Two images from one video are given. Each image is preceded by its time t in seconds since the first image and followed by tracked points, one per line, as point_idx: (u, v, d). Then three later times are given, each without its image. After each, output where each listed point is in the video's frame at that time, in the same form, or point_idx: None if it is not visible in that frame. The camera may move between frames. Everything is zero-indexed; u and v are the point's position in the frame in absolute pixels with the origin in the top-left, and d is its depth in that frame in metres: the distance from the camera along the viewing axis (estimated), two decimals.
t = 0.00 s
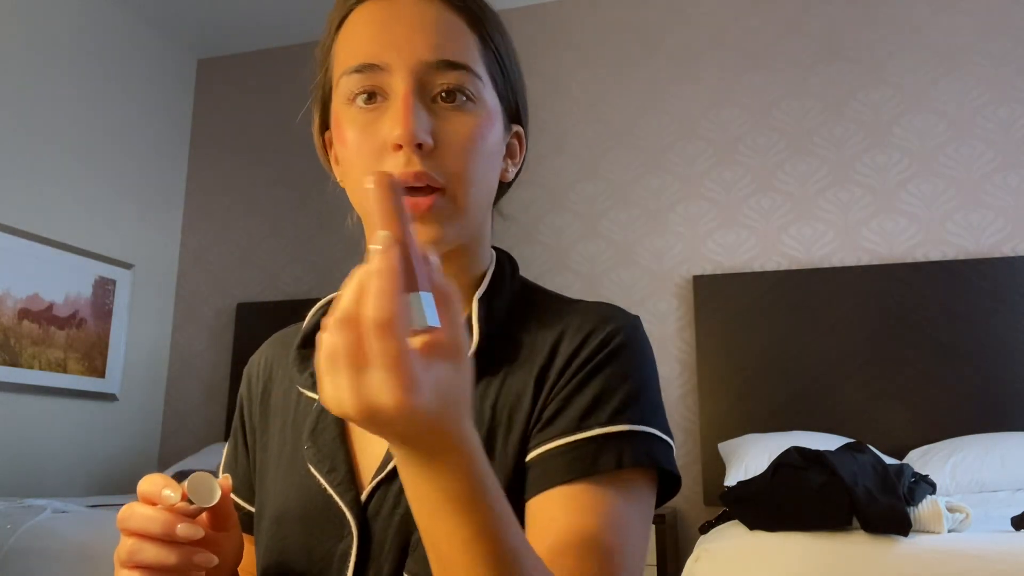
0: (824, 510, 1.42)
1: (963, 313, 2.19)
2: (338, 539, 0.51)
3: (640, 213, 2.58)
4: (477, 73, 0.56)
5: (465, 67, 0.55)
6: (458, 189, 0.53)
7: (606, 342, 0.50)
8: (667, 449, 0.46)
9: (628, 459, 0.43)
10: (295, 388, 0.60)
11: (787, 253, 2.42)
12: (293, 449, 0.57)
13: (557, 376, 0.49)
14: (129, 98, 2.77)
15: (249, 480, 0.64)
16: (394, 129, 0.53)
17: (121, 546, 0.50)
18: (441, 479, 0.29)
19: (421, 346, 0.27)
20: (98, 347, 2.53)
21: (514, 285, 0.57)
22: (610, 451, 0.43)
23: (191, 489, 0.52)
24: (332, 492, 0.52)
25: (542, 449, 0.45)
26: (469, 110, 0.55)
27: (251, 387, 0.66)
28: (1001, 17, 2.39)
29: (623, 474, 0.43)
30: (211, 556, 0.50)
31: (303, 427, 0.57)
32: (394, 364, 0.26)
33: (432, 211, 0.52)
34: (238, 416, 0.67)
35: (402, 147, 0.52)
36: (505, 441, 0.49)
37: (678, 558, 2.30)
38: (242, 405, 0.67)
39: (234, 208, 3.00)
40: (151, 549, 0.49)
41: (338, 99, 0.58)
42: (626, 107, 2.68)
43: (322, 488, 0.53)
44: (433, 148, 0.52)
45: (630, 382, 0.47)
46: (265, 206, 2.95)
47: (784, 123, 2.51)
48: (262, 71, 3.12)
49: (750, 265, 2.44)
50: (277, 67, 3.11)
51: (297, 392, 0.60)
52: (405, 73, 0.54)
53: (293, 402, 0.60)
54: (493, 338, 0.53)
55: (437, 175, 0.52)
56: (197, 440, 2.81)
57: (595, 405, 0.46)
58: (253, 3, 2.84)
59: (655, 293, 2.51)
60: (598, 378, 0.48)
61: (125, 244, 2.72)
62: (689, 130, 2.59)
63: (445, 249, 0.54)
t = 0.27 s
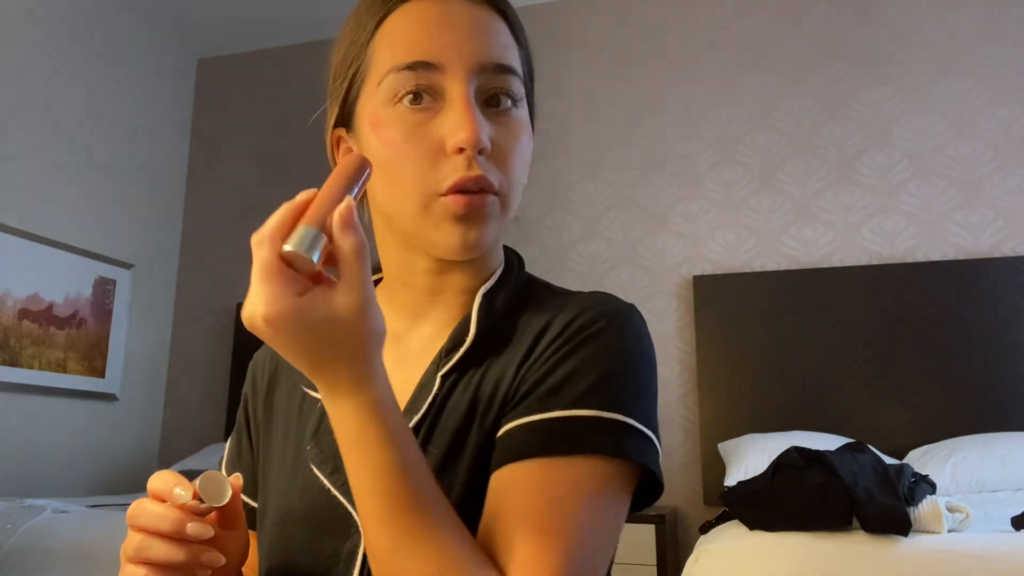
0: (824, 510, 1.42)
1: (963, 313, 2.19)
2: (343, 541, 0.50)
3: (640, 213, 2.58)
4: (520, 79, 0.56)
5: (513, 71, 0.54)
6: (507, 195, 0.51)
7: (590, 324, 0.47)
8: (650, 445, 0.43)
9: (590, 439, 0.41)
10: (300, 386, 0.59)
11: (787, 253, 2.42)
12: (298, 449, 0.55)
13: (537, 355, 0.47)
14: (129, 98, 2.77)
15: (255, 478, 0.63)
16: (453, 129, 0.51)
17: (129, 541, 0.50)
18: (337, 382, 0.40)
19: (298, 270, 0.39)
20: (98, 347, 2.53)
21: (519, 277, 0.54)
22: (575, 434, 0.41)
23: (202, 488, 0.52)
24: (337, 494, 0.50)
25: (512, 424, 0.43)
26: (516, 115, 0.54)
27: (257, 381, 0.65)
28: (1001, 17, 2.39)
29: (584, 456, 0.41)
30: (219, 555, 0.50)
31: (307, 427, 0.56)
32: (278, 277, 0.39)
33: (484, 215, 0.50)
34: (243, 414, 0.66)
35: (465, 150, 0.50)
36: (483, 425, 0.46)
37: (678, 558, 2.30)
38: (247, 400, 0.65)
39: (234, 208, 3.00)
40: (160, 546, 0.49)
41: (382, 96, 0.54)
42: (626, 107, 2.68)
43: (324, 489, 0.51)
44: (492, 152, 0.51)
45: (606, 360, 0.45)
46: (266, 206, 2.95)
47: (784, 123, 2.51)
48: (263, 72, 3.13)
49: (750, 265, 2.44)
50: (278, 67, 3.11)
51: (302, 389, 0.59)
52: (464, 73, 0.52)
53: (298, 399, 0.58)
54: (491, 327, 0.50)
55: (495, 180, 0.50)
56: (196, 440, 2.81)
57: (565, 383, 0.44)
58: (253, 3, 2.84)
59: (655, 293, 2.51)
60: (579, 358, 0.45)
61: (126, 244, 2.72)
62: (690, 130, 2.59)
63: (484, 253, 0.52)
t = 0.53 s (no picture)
0: (824, 510, 1.42)
1: (964, 313, 2.19)
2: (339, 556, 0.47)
3: (640, 213, 2.58)
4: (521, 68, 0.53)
5: (514, 59, 0.52)
6: (515, 186, 0.48)
7: (577, 314, 0.43)
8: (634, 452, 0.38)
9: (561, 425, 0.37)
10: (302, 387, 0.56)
11: (787, 253, 2.42)
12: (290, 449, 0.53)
13: (518, 341, 0.43)
14: (129, 98, 2.77)
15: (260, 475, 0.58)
16: (456, 115, 0.48)
17: (129, 550, 0.48)
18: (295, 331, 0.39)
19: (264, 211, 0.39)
20: (98, 347, 2.53)
21: (520, 272, 0.51)
22: (550, 422, 0.37)
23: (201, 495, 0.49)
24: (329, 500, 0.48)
25: (485, 408, 0.39)
26: (518, 105, 0.51)
27: (265, 377, 0.61)
28: (1001, 17, 2.39)
29: (553, 449, 0.36)
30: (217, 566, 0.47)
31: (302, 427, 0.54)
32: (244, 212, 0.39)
33: (491, 206, 0.47)
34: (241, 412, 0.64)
35: (470, 136, 0.47)
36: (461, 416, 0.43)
37: (678, 557, 2.30)
38: (256, 396, 0.61)
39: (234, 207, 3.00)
40: (157, 554, 0.46)
41: (383, 87, 0.52)
42: (626, 107, 2.68)
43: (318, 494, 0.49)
44: (500, 138, 0.48)
45: (591, 347, 0.40)
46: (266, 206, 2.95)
47: (784, 123, 2.51)
48: (263, 72, 3.13)
49: (750, 265, 2.44)
50: (278, 67, 3.11)
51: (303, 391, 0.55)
52: (466, 58, 0.50)
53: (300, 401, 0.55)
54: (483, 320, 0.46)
55: (502, 168, 0.47)
56: (196, 440, 2.81)
57: (542, 369, 0.40)
58: (253, 3, 2.84)
59: (655, 293, 2.51)
60: (563, 343, 0.41)
61: (126, 244, 2.72)
62: (690, 129, 2.59)
63: (491, 248, 0.49)
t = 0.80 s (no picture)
0: (824, 510, 1.42)
1: (964, 313, 2.19)
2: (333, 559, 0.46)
3: (640, 213, 2.58)
4: (515, 63, 0.54)
5: (508, 52, 0.52)
6: (507, 173, 0.48)
7: (567, 306, 0.43)
8: (623, 449, 0.37)
9: (544, 414, 0.36)
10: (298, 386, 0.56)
11: (787, 252, 2.42)
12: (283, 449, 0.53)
13: (509, 335, 0.43)
14: (129, 99, 2.77)
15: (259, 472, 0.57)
16: (446, 100, 0.48)
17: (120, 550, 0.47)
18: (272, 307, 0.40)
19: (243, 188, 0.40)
20: (98, 347, 2.53)
21: (518, 268, 0.51)
22: (537, 416, 0.36)
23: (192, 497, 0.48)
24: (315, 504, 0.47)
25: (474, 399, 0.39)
26: (512, 96, 0.51)
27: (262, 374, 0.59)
28: (1001, 17, 2.39)
29: (540, 441, 0.35)
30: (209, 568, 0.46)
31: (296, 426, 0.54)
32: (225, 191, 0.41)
33: (482, 190, 0.46)
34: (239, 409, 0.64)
35: (461, 120, 0.47)
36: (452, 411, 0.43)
37: (678, 557, 2.30)
38: (255, 394, 0.60)
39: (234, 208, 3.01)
40: (148, 556, 0.45)
41: (374, 78, 0.52)
42: (625, 107, 2.68)
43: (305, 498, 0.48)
44: (492, 124, 0.48)
45: (582, 338, 0.39)
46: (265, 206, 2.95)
47: (784, 123, 2.51)
48: (263, 72, 3.13)
49: (750, 265, 2.44)
50: (278, 68, 3.11)
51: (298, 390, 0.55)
52: (457, 44, 0.50)
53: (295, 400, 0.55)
54: (477, 316, 0.46)
55: (493, 153, 0.47)
56: (196, 440, 2.81)
57: (531, 361, 0.39)
58: (253, 4, 2.84)
59: (655, 293, 2.51)
60: (553, 334, 0.40)
61: (126, 244, 2.72)
62: (689, 129, 2.59)
63: (486, 239, 0.48)
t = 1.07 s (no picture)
0: (823, 510, 1.41)
1: (963, 313, 2.19)
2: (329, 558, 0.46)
3: (640, 213, 2.58)
4: (512, 58, 0.54)
5: (504, 47, 0.52)
6: (507, 168, 0.48)
7: (563, 305, 0.43)
8: (618, 450, 0.37)
9: (538, 415, 0.36)
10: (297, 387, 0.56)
11: (787, 253, 2.42)
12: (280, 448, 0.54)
13: (503, 335, 0.43)
14: (129, 98, 2.77)
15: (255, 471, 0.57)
16: (444, 98, 0.48)
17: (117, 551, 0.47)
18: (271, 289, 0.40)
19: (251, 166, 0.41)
20: (98, 347, 2.53)
21: (517, 267, 0.51)
22: (528, 416, 0.35)
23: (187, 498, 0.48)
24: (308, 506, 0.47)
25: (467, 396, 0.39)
26: (510, 91, 0.51)
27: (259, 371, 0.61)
28: (1001, 16, 2.39)
29: (534, 440, 0.35)
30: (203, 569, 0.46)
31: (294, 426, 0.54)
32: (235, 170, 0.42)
33: (482, 185, 0.46)
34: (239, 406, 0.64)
35: (458, 116, 0.47)
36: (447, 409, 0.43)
37: (678, 558, 2.30)
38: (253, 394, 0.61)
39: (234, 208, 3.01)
40: (142, 557, 0.45)
41: (368, 76, 0.52)
42: (625, 107, 2.68)
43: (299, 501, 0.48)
44: (489, 120, 0.48)
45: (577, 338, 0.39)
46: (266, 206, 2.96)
47: (784, 123, 2.50)
48: (263, 73, 3.13)
49: (750, 265, 2.44)
50: (278, 68, 3.12)
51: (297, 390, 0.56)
52: (451, 40, 0.50)
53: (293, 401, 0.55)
54: (474, 316, 0.46)
55: (491, 149, 0.47)
56: (196, 439, 2.81)
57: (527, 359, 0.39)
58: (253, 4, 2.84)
59: (655, 293, 2.51)
60: (548, 332, 0.40)
61: (126, 244, 2.72)
62: (689, 130, 2.59)
63: (487, 235, 0.48)
